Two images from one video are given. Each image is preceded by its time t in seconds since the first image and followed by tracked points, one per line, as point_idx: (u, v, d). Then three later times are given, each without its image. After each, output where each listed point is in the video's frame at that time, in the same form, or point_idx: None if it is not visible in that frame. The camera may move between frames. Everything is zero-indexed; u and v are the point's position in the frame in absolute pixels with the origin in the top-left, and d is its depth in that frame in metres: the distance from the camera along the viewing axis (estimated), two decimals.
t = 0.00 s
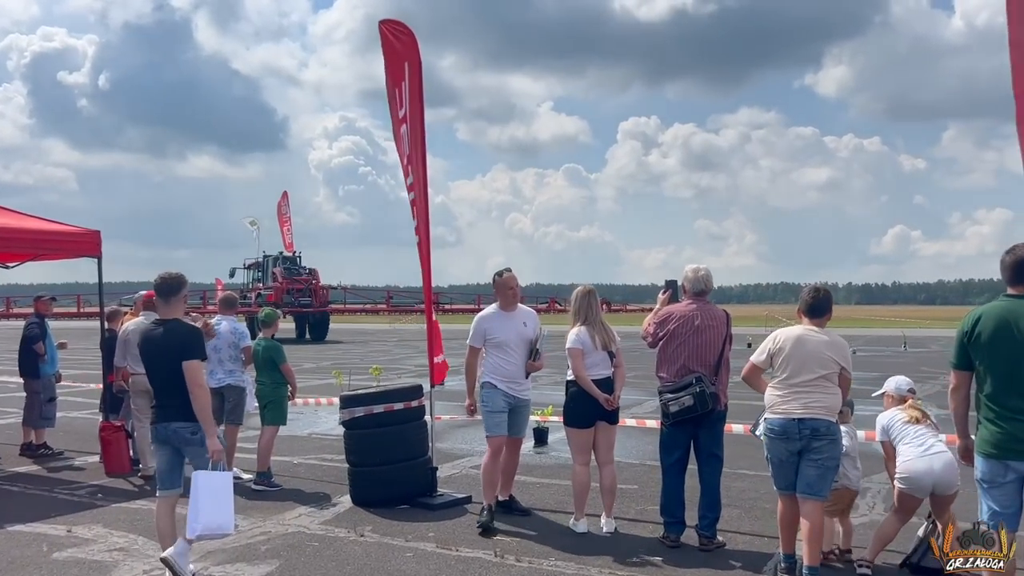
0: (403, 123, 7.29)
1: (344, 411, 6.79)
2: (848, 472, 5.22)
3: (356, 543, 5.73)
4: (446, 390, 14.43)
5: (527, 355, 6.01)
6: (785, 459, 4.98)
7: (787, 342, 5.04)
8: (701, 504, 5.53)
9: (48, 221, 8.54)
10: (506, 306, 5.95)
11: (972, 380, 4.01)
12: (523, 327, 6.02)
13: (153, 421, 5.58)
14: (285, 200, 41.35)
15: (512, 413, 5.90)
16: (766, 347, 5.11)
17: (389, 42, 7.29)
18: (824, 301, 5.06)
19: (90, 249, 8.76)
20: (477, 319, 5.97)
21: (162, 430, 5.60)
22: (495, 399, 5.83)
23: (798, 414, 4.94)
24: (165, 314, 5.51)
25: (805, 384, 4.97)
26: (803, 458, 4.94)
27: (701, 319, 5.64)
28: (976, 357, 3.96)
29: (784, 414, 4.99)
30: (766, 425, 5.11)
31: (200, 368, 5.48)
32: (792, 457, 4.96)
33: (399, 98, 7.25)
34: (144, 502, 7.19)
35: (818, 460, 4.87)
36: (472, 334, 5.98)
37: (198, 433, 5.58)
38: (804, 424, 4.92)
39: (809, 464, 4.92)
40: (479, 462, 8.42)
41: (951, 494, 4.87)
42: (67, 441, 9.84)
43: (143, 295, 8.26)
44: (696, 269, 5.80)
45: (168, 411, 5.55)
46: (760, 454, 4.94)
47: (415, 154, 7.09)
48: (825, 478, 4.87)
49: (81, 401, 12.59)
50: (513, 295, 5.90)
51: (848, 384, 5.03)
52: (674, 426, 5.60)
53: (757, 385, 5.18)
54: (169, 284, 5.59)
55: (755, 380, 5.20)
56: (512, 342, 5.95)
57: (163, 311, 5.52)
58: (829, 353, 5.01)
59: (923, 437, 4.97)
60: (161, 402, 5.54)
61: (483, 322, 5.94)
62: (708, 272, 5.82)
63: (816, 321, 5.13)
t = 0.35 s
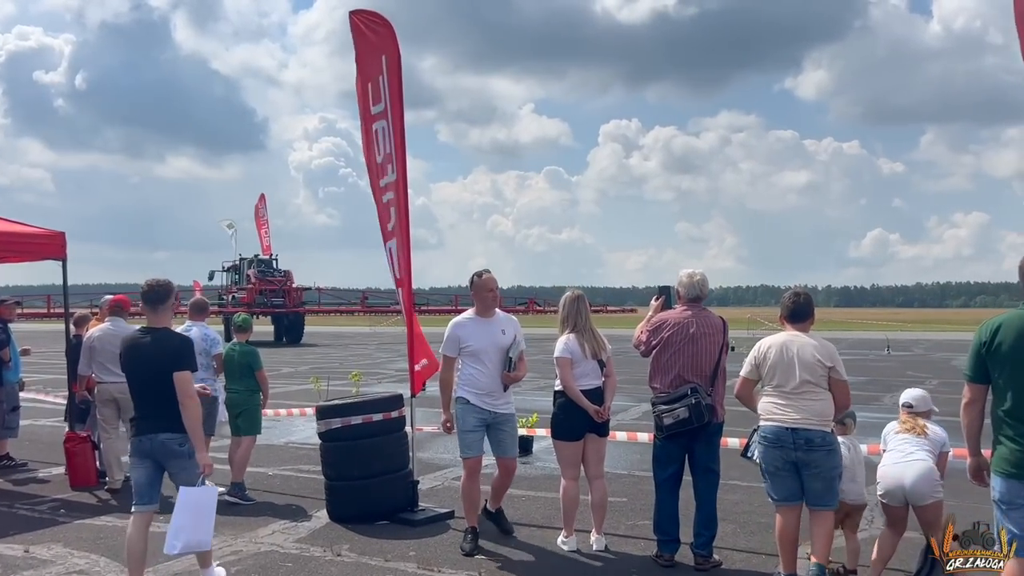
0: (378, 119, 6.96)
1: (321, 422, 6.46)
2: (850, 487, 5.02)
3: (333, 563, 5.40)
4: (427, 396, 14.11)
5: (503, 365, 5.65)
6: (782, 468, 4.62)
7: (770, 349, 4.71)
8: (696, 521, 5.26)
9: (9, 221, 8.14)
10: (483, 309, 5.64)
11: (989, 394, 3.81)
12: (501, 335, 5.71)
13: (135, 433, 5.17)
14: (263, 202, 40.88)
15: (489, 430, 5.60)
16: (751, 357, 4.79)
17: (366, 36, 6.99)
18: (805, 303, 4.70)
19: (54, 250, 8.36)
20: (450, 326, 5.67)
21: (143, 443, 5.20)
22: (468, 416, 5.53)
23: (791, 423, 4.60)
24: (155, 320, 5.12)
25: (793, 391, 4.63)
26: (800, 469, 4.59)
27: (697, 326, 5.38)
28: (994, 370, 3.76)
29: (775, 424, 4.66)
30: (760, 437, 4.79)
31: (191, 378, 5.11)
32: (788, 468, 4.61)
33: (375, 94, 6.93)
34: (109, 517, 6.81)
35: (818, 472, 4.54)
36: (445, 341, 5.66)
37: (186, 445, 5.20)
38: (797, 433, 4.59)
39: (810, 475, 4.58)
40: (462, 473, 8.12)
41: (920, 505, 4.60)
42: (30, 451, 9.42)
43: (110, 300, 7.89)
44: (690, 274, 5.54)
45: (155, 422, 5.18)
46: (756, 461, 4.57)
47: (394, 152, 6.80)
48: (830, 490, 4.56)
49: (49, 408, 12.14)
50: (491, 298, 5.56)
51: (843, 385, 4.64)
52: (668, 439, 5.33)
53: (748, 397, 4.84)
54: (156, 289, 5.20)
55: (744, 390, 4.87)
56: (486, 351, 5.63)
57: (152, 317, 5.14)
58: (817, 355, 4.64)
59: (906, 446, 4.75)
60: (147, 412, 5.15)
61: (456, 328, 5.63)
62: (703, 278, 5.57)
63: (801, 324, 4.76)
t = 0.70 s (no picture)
0: (361, 107, 6.57)
1: (303, 428, 6.08)
2: (865, 492, 4.71)
3: None
4: (417, 398, 13.71)
5: (511, 366, 5.32)
6: (807, 472, 4.27)
7: (796, 346, 4.38)
8: (706, 534, 4.90)
9: None
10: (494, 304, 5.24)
11: None
12: (509, 336, 5.34)
13: (141, 436, 4.93)
14: (248, 203, 40.37)
15: (492, 440, 5.19)
16: (772, 355, 4.44)
17: (347, 19, 6.61)
18: (831, 300, 4.42)
19: (23, 248, 7.95)
20: (458, 322, 5.20)
21: (149, 447, 4.96)
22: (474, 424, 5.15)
23: (818, 425, 4.27)
24: (172, 316, 5.02)
25: (822, 392, 4.31)
26: (823, 474, 4.28)
27: (706, 324, 5.04)
28: None
29: (802, 426, 4.31)
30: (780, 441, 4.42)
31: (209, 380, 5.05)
32: (812, 474, 4.28)
33: (358, 81, 6.55)
34: (77, 530, 6.40)
35: (846, 477, 4.26)
36: (452, 337, 5.17)
37: (194, 447, 5.05)
38: (826, 437, 4.26)
39: (834, 480, 4.28)
40: (453, 480, 7.73)
41: (967, 514, 4.27)
42: None
43: (80, 299, 7.48)
44: (697, 268, 5.20)
45: (162, 424, 4.95)
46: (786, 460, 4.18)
47: (377, 142, 6.42)
48: (851, 496, 4.30)
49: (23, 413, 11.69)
50: (505, 292, 5.20)
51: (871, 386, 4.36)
52: (676, 445, 4.98)
53: (767, 399, 4.49)
54: (168, 285, 5.06)
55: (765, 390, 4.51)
56: (497, 351, 5.25)
57: (166, 313, 5.00)
58: (846, 354, 4.35)
59: (940, 451, 4.40)
60: (155, 412, 4.94)
61: (467, 325, 5.18)
62: (711, 272, 5.23)
63: (824, 321, 4.47)
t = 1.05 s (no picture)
0: (348, 104, 6.25)
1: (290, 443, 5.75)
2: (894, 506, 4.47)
3: None
4: (409, 405, 13.37)
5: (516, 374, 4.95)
6: (842, 482, 4.27)
7: (842, 353, 4.34)
8: (719, 555, 4.58)
9: None
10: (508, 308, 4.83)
11: None
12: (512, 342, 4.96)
13: (127, 452, 4.54)
14: (237, 207, 39.94)
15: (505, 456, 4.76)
16: (815, 358, 4.40)
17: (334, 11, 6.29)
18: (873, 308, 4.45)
19: None
20: (500, 324, 4.61)
21: (135, 465, 4.57)
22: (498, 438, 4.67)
23: (860, 436, 4.23)
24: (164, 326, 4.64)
25: (868, 401, 4.29)
26: (856, 486, 4.28)
27: (715, 331, 4.74)
28: None
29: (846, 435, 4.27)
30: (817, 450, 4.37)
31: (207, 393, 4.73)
32: (845, 485, 4.28)
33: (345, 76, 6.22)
34: (50, 552, 6.04)
35: (880, 488, 4.25)
36: (489, 341, 4.56)
37: (183, 464, 4.69)
38: (870, 447, 4.23)
39: (868, 492, 4.28)
40: (448, 494, 7.41)
41: (968, 526, 4.05)
42: None
43: (55, 306, 7.12)
44: (704, 272, 4.91)
45: (148, 439, 4.57)
46: (821, 476, 4.17)
47: (366, 141, 6.10)
48: (884, 508, 4.29)
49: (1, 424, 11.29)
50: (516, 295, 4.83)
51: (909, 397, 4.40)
52: (688, 460, 4.68)
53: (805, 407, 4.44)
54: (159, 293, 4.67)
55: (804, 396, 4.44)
56: (514, 357, 4.83)
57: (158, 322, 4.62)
58: (890, 363, 4.36)
59: (969, 460, 4.16)
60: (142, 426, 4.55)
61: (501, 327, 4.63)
62: (721, 275, 4.93)
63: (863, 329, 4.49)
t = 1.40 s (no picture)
0: (342, 97, 5.88)
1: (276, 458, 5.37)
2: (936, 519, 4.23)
3: None
4: (402, 411, 12.98)
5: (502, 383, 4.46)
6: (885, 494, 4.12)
7: (880, 357, 4.18)
8: None
9: None
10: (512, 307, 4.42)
11: None
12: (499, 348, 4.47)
13: (101, 470, 4.13)
14: (227, 212, 39.49)
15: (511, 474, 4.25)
16: (851, 363, 4.23)
17: None
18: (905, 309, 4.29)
19: None
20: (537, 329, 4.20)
21: (111, 484, 4.16)
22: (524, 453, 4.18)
23: (902, 444, 4.10)
24: (129, 334, 4.24)
25: (909, 407, 4.14)
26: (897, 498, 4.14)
27: (731, 333, 4.39)
28: None
29: (886, 444, 4.13)
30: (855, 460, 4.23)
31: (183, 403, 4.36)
32: (886, 497, 4.14)
33: (338, 67, 5.85)
34: None
35: (923, 499, 4.12)
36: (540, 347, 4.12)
37: (162, 482, 4.31)
38: (913, 456, 4.11)
39: (910, 503, 4.15)
40: (445, 506, 7.05)
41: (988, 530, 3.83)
42: None
43: (27, 313, 6.71)
44: (722, 271, 4.57)
45: (124, 456, 4.17)
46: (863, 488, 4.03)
47: (361, 135, 5.73)
48: (926, 522, 4.15)
49: None
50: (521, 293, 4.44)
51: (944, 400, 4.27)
52: (706, 474, 4.33)
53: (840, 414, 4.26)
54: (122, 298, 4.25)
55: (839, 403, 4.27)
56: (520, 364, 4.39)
57: (122, 330, 4.20)
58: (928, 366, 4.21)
59: None
60: (113, 442, 4.14)
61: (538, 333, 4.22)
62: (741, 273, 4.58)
63: (897, 329, 4.32)
